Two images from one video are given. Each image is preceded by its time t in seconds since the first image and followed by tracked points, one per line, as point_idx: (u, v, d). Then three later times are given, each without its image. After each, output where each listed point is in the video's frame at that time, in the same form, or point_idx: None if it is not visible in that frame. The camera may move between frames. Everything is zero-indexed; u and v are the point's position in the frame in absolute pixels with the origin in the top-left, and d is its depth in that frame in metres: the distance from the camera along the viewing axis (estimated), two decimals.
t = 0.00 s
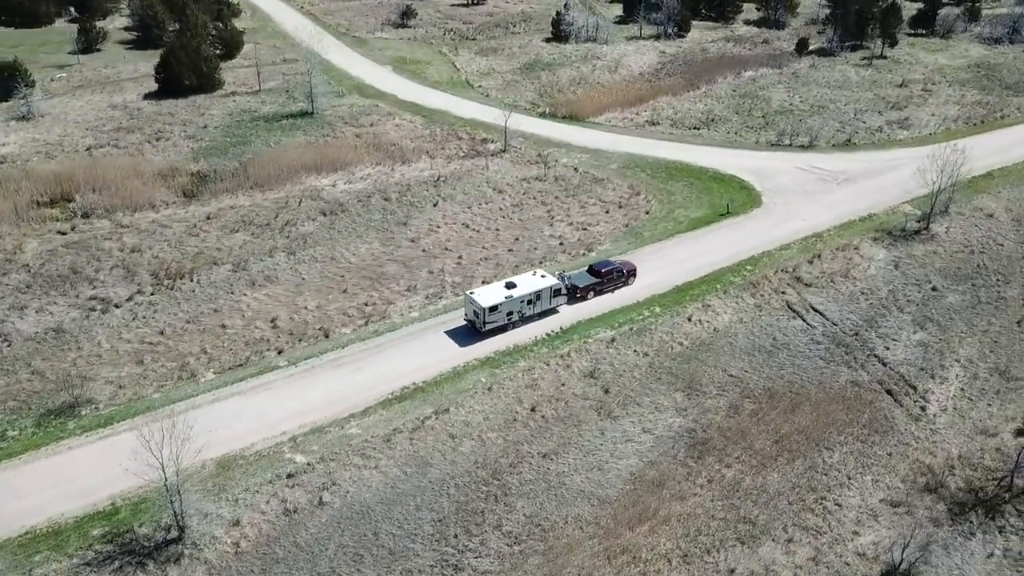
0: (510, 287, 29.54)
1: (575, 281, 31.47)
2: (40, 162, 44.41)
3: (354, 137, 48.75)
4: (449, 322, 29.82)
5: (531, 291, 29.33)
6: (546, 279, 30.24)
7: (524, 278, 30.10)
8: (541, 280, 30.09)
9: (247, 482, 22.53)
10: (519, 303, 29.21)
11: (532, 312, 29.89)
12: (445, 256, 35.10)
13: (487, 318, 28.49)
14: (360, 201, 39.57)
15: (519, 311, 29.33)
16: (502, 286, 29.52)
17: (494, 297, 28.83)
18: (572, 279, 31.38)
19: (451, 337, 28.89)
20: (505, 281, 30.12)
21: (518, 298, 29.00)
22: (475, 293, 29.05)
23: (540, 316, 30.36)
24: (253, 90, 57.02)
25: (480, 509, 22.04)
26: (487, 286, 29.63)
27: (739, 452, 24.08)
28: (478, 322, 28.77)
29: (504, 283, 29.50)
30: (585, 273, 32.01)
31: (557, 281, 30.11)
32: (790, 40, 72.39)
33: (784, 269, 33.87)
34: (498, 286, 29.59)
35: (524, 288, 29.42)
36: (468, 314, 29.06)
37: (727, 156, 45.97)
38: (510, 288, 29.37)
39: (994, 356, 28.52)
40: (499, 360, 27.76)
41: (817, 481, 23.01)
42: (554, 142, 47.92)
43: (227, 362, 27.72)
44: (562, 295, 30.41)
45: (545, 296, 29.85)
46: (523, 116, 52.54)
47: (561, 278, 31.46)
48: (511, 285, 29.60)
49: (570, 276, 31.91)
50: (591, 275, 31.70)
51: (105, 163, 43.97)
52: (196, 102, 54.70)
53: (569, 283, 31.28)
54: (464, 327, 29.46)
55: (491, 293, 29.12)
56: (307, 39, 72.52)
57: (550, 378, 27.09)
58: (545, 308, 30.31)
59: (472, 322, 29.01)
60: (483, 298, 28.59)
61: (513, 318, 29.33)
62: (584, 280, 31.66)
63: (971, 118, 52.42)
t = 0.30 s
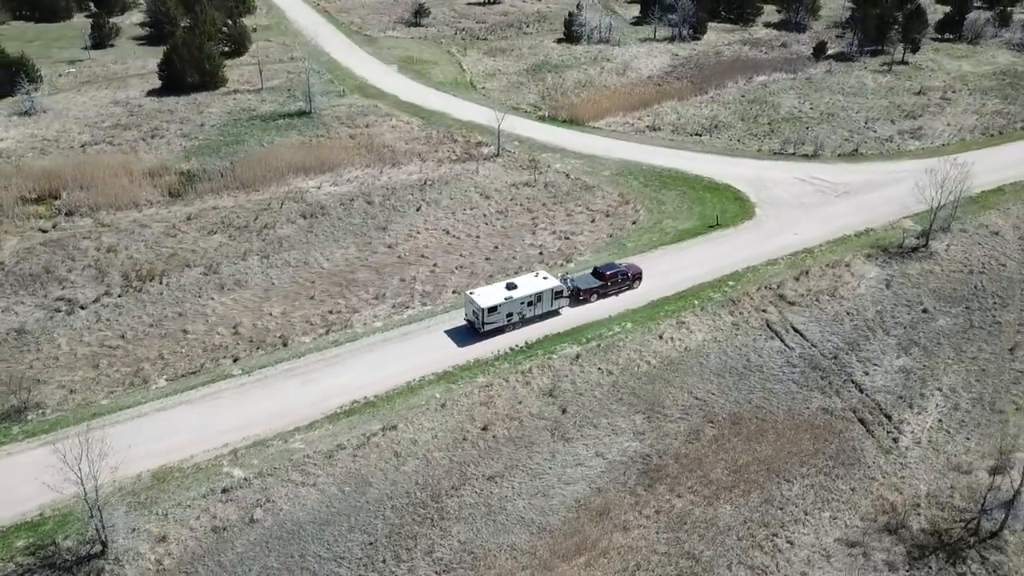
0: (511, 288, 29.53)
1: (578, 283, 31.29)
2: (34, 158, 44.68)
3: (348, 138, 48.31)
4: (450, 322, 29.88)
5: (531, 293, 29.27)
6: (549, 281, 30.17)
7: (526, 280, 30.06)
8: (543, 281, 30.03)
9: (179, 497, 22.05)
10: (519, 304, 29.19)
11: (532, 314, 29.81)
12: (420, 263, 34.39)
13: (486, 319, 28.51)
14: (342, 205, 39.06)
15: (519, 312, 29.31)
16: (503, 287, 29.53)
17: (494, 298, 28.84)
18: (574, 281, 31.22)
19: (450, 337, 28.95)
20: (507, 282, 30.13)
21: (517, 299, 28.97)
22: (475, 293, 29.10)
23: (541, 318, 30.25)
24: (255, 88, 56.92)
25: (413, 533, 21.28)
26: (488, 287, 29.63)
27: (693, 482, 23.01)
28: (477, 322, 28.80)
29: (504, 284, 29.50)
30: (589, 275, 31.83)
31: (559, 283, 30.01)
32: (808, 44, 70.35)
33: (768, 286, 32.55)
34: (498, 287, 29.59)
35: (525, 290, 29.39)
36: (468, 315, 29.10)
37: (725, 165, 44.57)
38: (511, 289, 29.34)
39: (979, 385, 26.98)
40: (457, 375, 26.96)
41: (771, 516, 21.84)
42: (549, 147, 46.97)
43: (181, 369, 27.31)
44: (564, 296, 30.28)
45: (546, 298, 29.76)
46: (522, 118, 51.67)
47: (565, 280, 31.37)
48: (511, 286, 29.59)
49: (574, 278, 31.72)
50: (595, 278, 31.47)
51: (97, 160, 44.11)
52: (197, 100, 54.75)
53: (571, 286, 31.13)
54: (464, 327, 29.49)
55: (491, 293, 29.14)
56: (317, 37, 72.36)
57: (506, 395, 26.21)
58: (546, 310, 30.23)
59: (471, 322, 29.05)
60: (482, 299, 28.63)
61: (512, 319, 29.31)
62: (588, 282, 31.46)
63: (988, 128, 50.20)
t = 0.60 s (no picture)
0: (510, 286, 29.51)
1: (579, 283, 31.12)
2: (26, 152, 44.98)
3: (339, 136, 47.94)
4: (449, 319, 29.93)
5: (529, 292, 29.20)
6: (548, 280, 30.10)
7: (525, 278, 30.01)
8: (543, 280, 29.97)
9: (111, 505, 21.74)
10: (517, 303, 29.17)
11: (531, 313, 29.75)
12: (392, 267, 33.82)
13: (483, 317, 28.51)
14: (321, 206, 38.67)
15: (517, 311, 29.31)
16: (502, 285, 29.52)
17: (492, 296, 28.85)
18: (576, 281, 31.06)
19: (447, 334, 29.01)
20: (506, 280, 30.12)
21: (516, 298, 28.97)
22: (474, 290, 29.14)
23: (540, 317, 30.17)
24: (254, 84, 56.79)
25: (341, 550, 20.72)
26: (487, 285, 29.64)
27: (639, 506, 22.16)
28: (474, 320, 28.83)
29: (503, 282, 29.50)
30: (591, 275, 31.65)
31: (559, 282, 29.91)
32: (823, 45, 68.48)
33: (746, 299, 31.46)
34: (497, 285, 29.57)
35: (523, 288, 29.36)
36: (467, 312, 29.15)
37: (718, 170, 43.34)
38: (509, 288, 29.32)
39: (956, 411, 25.68)
40: (411, 385, 26.38)
41: (716, 546, 20.92)
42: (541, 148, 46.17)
43: (134, 372, 27.04)
44: (563, 296, 30.18)
45: (545, 297, 29.68)
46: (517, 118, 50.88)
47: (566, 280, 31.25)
48: (511, 285, 29.56)
49: (576, 278, 31.58)
50: (596, 278, 31.26)
51: (87, 155, 44.30)
52: (195, 95, 54.78)
53: (572, 285, 30.98)
54: (463, 325, 29.53)
55: (490, 291, 29.15)
56: (325, 32, 72.14)
57: (458, 408, 25.53)
58: (546, 309, 30.15)
59: (469, 319, 29.08)
60: (480, 296, 28.66)
61: (510, 318, 29.31)
62: (590, 282, 31.29)
63: (1000, 136, 48.24)
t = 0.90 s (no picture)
0: (512, 285, 29.55)
1: (583, 283, 31.04)
2: (24, 145, 45.52)
3: (333, 135, 47.78)
4: (449, 316, 30.07)
5: (531, 291, 29.22)
6: (551, 280, 30.07)
7: (528, 277, 30.04)
8: (546, 280, 29.96)
9: (42, 509, 21.62)
10: (518, 302, 29.21)
11: (531, 312, 29.77)
12: (364, 269, 33.43)
13: (482, 315, 28.60)
14: (303, 206, 38.47)
15: (518, 310, 29.37)
16: (504, 283, 29.57)
17: (493, 294, 28.90)
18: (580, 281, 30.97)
19: (447, 331, 29.16)
20: (509, 278, 30.17)
21: (517, 297, 29.01)
22: (474, 288, 29.22)
23: (541, 317, 30.19)
24: (257, 80, 56.93)
25: (265, 564, 20.32)
26: (488, 283, 29.71)
27: (578, 528, 21.44)
28: (473, 317, 28.92)
29: (505, 281, 29.56)
30: (595, 276, 31.53)
31: (561, 282, 29.89)
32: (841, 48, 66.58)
33: (721, 313, 30.46)
34: (498, 283, 29.62)
35: (525, 287, 29.39)
36: (467, 310, 29.25)
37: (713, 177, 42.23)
38: (511, 287, 29.37)
39: (925, 439, 24.48)
40: (362, 394, 25.96)
41: None
42: (534, 150, 45.49)
43: (89, 371, 26.99)
44: (565, 296, 30.15)
45: (547, 297, 29.70)
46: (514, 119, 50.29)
47: (569, 279, 31.19)
48: (511, 284, 29.60)
49: (579, 278, 31.50)
50: (601, 278, 31.15)
51: (82, 149, 44.74)
52: (197, 90, 55.07)
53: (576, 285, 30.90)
54: (462, 322, 29.65)
55: (491, 289, 29.21)
56: (337, 28, 72.09)
57: (406, 419, 25.02)
58: (547, 309, 30.13)
59: (469, 317, 29.20)
60: (481, 295, 28.75)
61: (511, 317, 29.38)
62: (594, 282, 31.19)
63: (1015, 146, 46.27)
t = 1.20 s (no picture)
0: (511, 285, 29.55)
1: (583, 285, 30.91)
2: (18, 139, 45.92)
3: (323, 134, 47.55)
4: (447, 315, 30.16)
5: (529, 292, 29.18)
6: (550, 281, 29.99)
7: (527, 278, 30.01)
8: (546, 281, 29.91)
9: None
10: (517, 302, 29.20)
11: (530, 313, 29.75)
12: (332, 273, 33.06)
13: (479, 315, 28.65)
14: (282, 207, 38.25)
15: (516, 310, 29.35)
16: (503, 284, 29.59)
17: (491, 294, 28.94)
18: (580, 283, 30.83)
19: (444, 330, 29.25)
20: (509, 278, 30.18)
21: (515, 297, 29.01)
22: (473, 288, 29.27)
23: (539, 318, 30.12)
24: (256, 78, 56.95)
25: None
26: (487, 283, 29.72)
27: (509, 551, 20.80)
28: (470, 317, 28.99)
29: (504, 281, 29.59)
30: (596, 278, 31.39)
31: (561, 284, 29.80)
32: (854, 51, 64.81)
33: (689, 327, 29.57)
34: (498, 283, 29.64)
35: (524, 288, 29.36)
36: (466, 309, 29.33)
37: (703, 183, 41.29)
38: (510, 287, 29.37)
39: (886, 467, 23.41)
40: (310, 403, 25.63)
41: None
42: (523, 153, 44.87)
43: (42, 371, 26.93)
44: (565, 297, 30.05)
45: (545, 298, 29.66)
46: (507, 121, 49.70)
47: (569, 281, 31.10)
48: (511, 284, 29.61)
49: (580, 279, 31.39)
50: (602, 280, 30.98)
51: (73, 145, 45.01)
52: (196, 87, 55.22)
53: (576, 287, 30.79)
54: (460, 322, 29.73)
55: (490, 289, 29.24)
56: (344, 26, 71.89)
57: (350, 430, 24.57)
58: (545, 310, 30.08)
59: (466, 317, 29.27)
60: (479, 294, 28.78)
61: (509, 317, 29.39)
62: (595, 284, 31.05)
63: (1023, 157, 44.52)
